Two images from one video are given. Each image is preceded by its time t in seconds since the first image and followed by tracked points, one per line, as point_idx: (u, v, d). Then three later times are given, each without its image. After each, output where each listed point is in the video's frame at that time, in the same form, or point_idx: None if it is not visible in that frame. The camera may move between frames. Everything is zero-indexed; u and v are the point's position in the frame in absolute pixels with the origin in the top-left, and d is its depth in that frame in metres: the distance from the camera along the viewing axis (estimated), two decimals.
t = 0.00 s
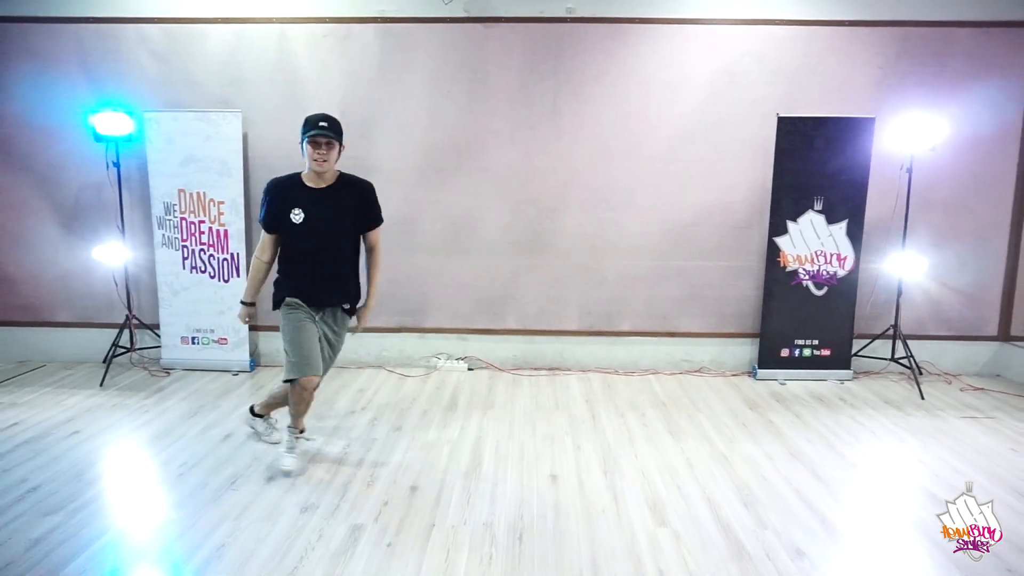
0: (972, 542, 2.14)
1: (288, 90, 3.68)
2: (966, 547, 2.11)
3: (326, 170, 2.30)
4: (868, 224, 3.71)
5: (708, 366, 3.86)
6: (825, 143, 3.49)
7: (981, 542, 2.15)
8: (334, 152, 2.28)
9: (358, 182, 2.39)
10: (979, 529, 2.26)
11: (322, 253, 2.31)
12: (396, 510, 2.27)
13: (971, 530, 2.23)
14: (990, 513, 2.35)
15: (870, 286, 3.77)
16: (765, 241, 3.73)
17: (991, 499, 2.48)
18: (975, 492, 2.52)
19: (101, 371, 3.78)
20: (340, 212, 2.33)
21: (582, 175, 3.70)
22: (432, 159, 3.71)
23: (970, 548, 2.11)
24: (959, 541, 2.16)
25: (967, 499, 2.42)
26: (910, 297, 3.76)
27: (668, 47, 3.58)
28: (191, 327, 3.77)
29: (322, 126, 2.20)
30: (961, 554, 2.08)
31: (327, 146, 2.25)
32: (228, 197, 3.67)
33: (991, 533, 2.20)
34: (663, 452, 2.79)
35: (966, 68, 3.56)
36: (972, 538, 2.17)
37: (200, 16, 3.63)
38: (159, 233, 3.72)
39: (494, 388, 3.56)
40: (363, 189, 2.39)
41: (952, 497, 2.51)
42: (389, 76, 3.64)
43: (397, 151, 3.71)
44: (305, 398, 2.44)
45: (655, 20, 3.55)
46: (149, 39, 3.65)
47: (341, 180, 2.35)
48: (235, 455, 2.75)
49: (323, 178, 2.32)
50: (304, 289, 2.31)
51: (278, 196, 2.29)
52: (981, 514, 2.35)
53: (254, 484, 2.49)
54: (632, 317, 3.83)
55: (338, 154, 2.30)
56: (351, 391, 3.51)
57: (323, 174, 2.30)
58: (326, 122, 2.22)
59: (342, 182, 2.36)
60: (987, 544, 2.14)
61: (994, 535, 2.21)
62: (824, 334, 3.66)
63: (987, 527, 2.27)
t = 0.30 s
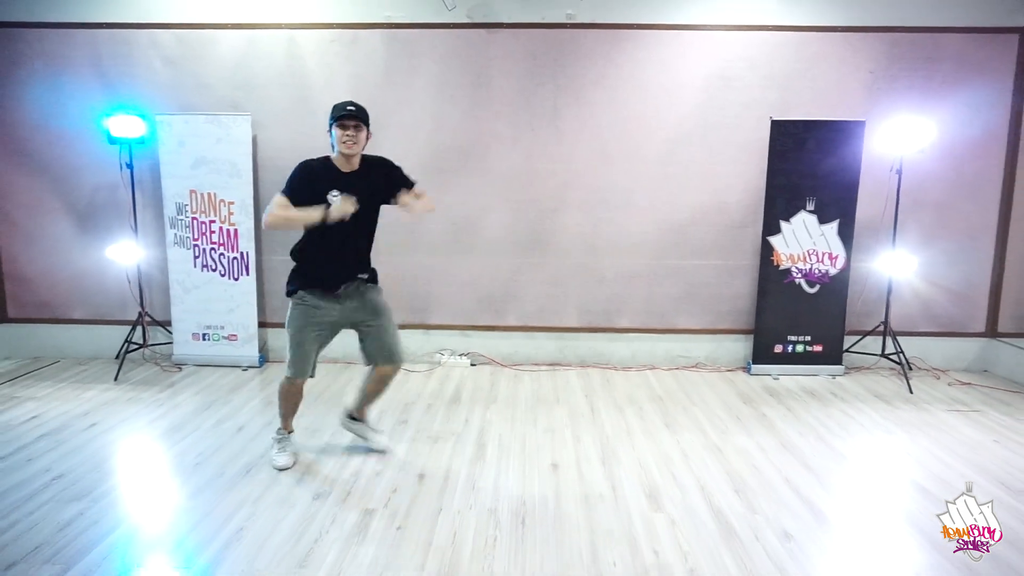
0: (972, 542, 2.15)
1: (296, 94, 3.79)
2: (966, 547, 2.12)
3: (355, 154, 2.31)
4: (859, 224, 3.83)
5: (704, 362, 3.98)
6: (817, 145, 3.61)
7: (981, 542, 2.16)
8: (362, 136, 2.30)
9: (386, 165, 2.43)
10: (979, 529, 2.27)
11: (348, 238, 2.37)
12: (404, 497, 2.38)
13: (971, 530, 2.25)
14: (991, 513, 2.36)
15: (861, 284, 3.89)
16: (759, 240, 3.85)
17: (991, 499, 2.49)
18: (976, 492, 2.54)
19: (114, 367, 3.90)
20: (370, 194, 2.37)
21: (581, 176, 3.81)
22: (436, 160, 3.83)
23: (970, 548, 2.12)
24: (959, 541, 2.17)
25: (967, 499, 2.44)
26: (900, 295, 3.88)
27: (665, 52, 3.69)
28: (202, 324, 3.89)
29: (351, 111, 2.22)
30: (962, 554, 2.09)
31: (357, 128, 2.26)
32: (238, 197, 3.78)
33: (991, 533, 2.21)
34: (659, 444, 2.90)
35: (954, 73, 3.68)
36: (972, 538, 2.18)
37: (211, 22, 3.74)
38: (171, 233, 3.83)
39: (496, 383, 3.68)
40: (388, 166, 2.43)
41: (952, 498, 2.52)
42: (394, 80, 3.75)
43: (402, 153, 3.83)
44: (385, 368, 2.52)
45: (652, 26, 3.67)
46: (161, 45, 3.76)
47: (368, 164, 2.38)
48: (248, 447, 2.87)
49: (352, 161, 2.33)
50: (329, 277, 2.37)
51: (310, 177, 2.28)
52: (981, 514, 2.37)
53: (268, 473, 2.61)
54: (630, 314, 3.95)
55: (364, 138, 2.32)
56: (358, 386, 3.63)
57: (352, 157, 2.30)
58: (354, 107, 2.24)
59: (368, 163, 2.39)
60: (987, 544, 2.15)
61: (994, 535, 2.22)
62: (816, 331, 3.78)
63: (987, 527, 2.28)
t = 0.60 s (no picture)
0: (973, 542, 2.17)
1: (302, 96, 3.89)
2: (966, 547, 2.13)
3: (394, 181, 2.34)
4: (850, 224, 3.93)
5: (700, 358, 4.07)
6: (809, 147, 3.70)
7: (981, 542, 2.17)
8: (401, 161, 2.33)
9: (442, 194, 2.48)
10: (979, 529, 2.28)
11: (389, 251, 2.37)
12: (409, 486, 2.48)
13: (971, 530, 2.26)
14: (991, 513, 2.38)
15: (853, 282, 3.98)
16: (753, 239, 3.95)
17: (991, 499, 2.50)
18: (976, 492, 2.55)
19: (124, 362, 4.00)
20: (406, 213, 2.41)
21: (580, 176, 3.91)
22: (439, 161, 3.92)
23: (970, 548, 2.13)
24: (959, 541, 2.18)
25: (967, 499, 2.45)
26: (891, 293, 3.98)
27: (662, 56, 3.78)
28: (210, 321, 3.98)
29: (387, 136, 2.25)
30: (962, 554, 2.11)
31: (394, 154, 2.29)
32: (245, 197, 3.87)
33: (991, 533, 2.23)
34: (655, 436, 3.00)
35: (944, 76, 3.77)
36: (972, 538, 2.20)
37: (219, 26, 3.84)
38: (180, 232, 3.93)
39: (497, 379, 3.78)
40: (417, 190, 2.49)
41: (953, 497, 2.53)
42: (398, 82, 3.85)
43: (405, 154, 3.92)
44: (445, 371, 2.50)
45: (649, 31, 3.76)
46: (171, 48, 3.86)
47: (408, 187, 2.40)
48: (258, 439, 2.97)
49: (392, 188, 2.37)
50: (368, 289, 2.36)
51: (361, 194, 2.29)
52: (981, 514, 2.38)
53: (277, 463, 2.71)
54: (628, 311, 4.05)
55: (404, 163, 2.34)
56: (363, 381, 3.73)
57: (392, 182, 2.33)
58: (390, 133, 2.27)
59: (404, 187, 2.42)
60: (987, 544, 2.16)
61: (993, 535, 2.24)
62: (809, 328, 3.87)
63: (987, 527, 2.29)
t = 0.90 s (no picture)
0: (972, 541, 2.18)
1: (309, 100, 4.01)
2: (966, 547, 2.14)
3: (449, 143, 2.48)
4: (842, 224, 4.05)
5: (696, 354, 4.19)
6: (801, 149, 3.82)
7: (981, 541, 2.19)
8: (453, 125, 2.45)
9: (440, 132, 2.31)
10: (979, 529, 2.29)
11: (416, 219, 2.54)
12: (416, 473, 2.60)
13: (971, 529, 2.27)
14: (990, 512, 2.39)
15: (844, 280, 4.10)
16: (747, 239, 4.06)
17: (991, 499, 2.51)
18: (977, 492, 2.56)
19: (136, 358, 4.11)
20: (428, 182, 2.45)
21: (579, 178, 4.03)
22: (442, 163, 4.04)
23: (970, 548, 2.15)
24: (959, 540, 2.20)
25: (967, 499, 2.46)
26: (882, 290, 4.09)
27: (658, 61, 3.90)
28: (219, 318, 4.09)
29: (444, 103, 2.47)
30: (962, 554, 2.12)
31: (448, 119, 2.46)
32: (253, 198, 3.98)
33: (991, 532, 2.24)
34: (651, 428, 3.11)
35: (931, 80, 3.89)
36: (972, 537, 2.21)
37: (228, 32, 3.95)
38: (190, 232, 4.04)
39: (498, 374, 3.89)
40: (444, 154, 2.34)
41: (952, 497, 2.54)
42: (401, 86, 3.96)
43: (409, 156, 4.04)
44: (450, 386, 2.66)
45: (646, 36, 3.88)
46: (181, 53, 3.97)
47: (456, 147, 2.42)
48: (270, 430, 3.09)
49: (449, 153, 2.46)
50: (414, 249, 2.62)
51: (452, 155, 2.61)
52: (981, 514, 2.39)
53: (289, 452, 2.83)
54: (626, 308, 4.16)
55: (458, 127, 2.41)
56: (368, 376, 3.85)
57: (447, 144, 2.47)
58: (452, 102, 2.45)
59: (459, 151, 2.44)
60: (987, 544, 2.18)
61: (994, 535, 2.25)
62: (802, 324, 3.99)
63: (987, 527, 2.30)
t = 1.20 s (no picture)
0: (972, 542, 2.17)
1: (315, 102, 4.13)
2: (966, 548, 2.14)
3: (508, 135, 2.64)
4: (832, 222, 4.18)
5: (691, 349, 4.31)
6: (792, 150, 3.94)
7: (981, 541, 2.18)
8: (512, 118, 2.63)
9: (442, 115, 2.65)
10: (980, 529, 2.28)
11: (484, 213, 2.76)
12: (422, 460, 2.72)
13: (971, 529, 2.26)
14: (990, 513, 2.38)
15: (834, 276, 4.23)
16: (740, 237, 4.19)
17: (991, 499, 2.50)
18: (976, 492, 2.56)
19: (147, 354, 4.23)
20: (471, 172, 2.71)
21: (577, 178, 4.15)
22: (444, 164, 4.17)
23: (970, 548, 2.14)
24: (959, 540, 2.19)
25: (967, 498, 2.45)
26: (870, 286, 4.22)
27: (653, 64, 4.02)
28: (227, 314, 4.21)
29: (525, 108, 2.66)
30: (962, 554, 2.11)
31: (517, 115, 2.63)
32: (261, 197, 4.10)
33: (991, 532, 2.23)
34: (647, 418, 3.23)
35: (917, 83, 4.02)
36: (972, 537, 2.20)
37: (236, 36, 4.07)
38: (199, 230, 4.16)
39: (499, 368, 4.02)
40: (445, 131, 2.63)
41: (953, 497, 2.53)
42: (404, 89, 4.09)
43: (412, 157, 4.16)
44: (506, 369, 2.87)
45: (641, 41, 4.00)
46: (191, 57, 4.09)
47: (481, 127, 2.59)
48: (280, 420, 3.22)
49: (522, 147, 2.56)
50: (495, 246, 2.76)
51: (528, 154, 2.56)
52: (982, 514, 2.38)
53: (300, 441, 2.96)
54: (622, 304, 4.29)
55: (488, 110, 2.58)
56: (373, 370, 3.97)
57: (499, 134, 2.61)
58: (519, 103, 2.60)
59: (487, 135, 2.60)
60: (987, 544, 2.17)
61: (993, 534, 2.24)
62: (793, 319, 4.12)
63: (987, 527, 2.29)
